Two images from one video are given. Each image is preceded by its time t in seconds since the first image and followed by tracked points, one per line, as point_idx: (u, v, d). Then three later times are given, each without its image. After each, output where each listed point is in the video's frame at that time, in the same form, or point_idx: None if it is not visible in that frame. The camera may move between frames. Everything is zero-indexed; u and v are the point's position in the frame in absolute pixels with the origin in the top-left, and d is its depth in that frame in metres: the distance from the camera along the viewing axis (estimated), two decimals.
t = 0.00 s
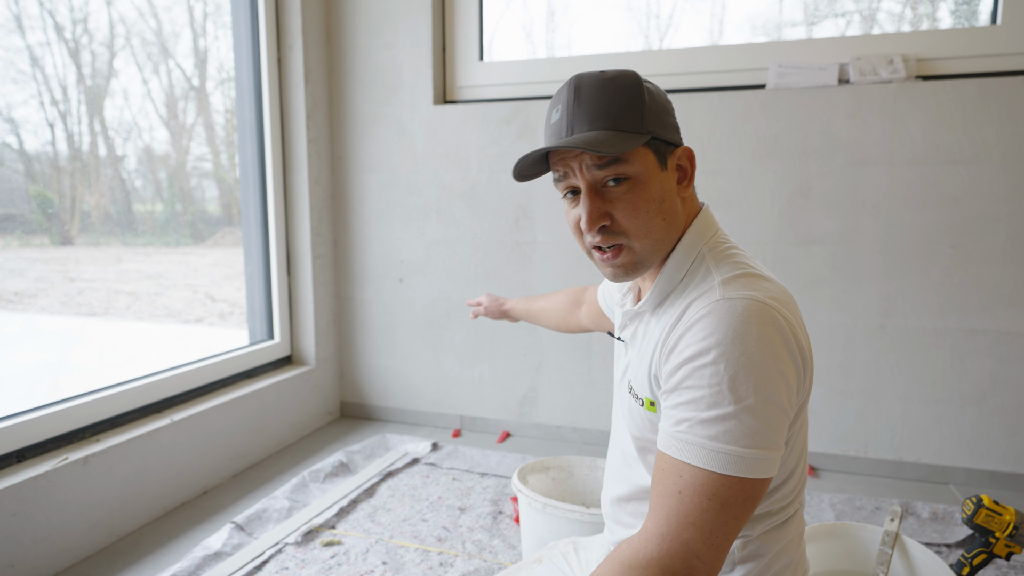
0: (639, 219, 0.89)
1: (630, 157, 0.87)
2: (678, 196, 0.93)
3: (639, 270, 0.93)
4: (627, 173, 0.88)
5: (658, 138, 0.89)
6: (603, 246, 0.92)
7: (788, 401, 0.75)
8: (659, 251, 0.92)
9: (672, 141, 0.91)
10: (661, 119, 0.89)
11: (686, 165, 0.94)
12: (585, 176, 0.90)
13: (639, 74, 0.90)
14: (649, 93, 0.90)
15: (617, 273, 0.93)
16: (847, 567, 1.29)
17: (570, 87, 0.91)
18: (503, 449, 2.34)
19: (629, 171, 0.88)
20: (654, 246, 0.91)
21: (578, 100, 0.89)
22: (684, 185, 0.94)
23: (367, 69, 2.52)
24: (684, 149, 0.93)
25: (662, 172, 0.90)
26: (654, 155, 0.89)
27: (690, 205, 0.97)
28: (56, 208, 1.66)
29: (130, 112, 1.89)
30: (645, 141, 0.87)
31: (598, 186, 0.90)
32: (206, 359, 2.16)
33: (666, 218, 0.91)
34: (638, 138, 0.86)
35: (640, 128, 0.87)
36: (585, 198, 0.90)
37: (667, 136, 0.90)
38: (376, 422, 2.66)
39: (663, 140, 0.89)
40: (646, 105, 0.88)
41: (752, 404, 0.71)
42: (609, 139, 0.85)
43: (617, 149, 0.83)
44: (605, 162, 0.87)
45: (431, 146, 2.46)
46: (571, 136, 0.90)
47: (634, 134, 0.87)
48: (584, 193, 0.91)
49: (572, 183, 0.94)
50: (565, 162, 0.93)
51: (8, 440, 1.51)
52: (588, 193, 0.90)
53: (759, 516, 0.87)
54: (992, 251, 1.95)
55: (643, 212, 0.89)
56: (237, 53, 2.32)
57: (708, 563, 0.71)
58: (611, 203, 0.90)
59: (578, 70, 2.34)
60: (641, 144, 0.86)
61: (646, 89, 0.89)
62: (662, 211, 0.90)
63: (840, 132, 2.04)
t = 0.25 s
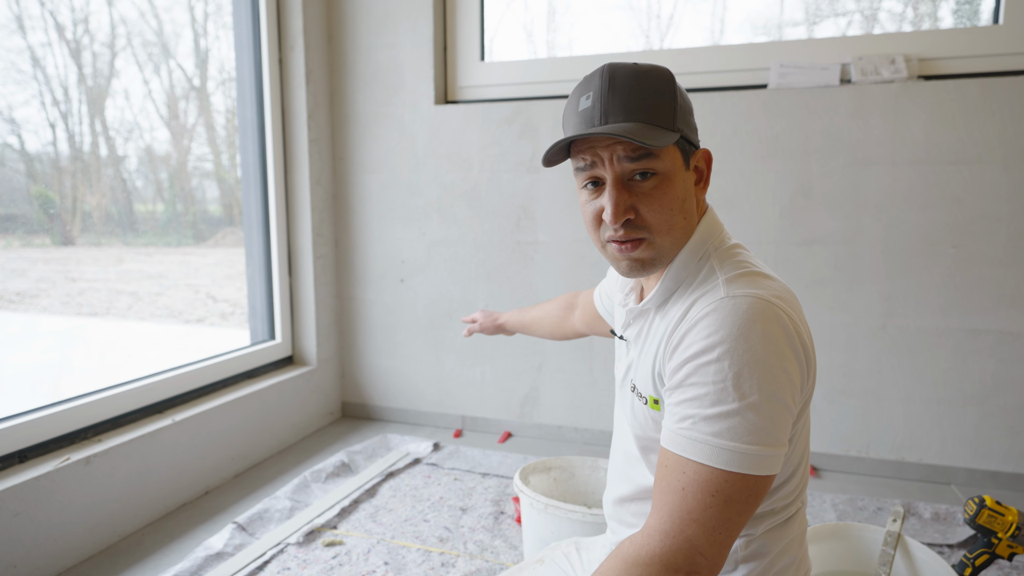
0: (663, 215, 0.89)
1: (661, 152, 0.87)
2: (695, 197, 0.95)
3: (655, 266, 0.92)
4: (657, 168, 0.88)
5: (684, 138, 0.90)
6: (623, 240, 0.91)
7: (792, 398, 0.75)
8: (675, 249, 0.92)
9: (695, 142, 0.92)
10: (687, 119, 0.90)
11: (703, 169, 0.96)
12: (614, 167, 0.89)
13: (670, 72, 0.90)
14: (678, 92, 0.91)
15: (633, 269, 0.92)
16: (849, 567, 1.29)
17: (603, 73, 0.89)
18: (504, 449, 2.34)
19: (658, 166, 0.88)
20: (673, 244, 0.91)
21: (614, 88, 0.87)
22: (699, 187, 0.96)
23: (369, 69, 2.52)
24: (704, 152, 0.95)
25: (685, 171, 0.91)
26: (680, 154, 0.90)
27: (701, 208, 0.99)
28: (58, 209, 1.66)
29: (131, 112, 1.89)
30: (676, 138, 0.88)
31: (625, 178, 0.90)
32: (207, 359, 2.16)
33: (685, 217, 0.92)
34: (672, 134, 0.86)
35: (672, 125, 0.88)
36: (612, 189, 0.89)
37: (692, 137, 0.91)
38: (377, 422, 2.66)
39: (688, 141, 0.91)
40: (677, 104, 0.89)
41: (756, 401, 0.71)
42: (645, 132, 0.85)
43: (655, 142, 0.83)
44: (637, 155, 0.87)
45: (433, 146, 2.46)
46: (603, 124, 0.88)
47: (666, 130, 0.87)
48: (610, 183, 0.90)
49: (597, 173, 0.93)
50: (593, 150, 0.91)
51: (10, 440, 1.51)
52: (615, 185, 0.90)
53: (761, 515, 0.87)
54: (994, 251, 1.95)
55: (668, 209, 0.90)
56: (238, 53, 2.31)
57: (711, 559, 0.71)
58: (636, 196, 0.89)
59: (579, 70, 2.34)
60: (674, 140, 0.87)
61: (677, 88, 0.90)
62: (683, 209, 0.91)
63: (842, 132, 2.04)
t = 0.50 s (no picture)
0: (663, 216, 0.89)
1: (660, 153, 0.87)
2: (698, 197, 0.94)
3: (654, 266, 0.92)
4: (656, 169, 0.87)
5: (686, 138, 0.89)
6: (622, 240, 0.91)
7: (797, 398, 0.75)
8: (676, 250, 0.92)
9: (697, 142, 0.91)
10: (689, 119, 0.89)
11: (707, 168, 0.95)
12: (613, 168, 0.89)
13: (673, 71, 0.90)
14: (680, 91, 0.90)
15: (632, 268, 0.92)
16: (851, 568, 1.29)
17: (604, 74, 0.89)
18: (506, 449, 2.34)
19: (657, 167, 0.87)
20: (672, 245, 0.91)
21: (614, 89, 0.87)
22: (702, 186, 0.95)
23: (370, 69, 2.52)
24: (708, 151, 0.94)
25: (687, 171, 0.90)
26: (681, 154, 0.89)
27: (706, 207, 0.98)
28: (59, 209, 1.66)
29: (132, 112, 1.89)
30: (676, 139, 0.87)
31: (624, 179, 0.89)
32: (209, 359, 2.16)
33: (686, 218, 0.91)
34: (670, 135, 0.86)
35: (672, 125, 0.87)
36: (610, 189, 0.89)
37: (694, 136, 0.90)
38: (379, 422, 2.66)
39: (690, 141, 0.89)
40: (678, 104, 0.88)
41: (761, 401, 0.71)
42: (644, 133, 0.85)
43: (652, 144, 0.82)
44: (635, 155, 0.87)
45: (434, 146, 2.46)
46: (602, 125, 0.88)
47: (665, 131, 0.86)
48: (609, 184, 0.90)
49: (597, 173, 0.93)
50: (592, 150, 0.91)
51: (12, 440, 1.51)
52: (614, 185, 0.89)
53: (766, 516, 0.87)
54: (996, 250, 1.94)
55: (667, 210, 0.89)
56: (239, 53, 2.31)
57: (714, 559, 0.71)
58: (636, 197, 0.89)
59: (580, 70, 2.34)
60: (673, 141, 0.86)
61: (679, 87, 0.89)
62: (684, 210, 0.90)
63: (844, 132, 2.03)
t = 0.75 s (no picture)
0: (650, 220, 0.89)
1: (644, 158, 0.86)
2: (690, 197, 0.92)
3: (646, 270, 0.92)
4: (640, 174, 0.87)
5: (673, 139, 0.88)
6: (611, 245, 0.91)
7: (798, 404, 0.74)
8: (668, 252, 0.91)
9: (687, 142, 0.90)
10: (675, 119, 0.88)
11: (701, 167, 0.93)
12: (596, 175, 0.89)
13: (658, 72, 0.89)
14: (666, 91, 0.88)
15: (625, 272, 0.93)
16: (853, 567, 1.29)
17: (586, 83, 0.90)
18: (507, 450, 2.34)
19: (641, 172, 0.87)
20: (662, 247, 0.90)
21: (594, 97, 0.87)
22: (697, 186, 0.93)
23: (371, 69, 2.52)
24: (700, 149, 0.92)
25: (676, 173, 0.89)
26: (667, 156, 0.88)
27: (703, 206, 0.96)
28: (60, 209, 1.66)
29: (132, 112, 1.89)
30: (659, 142, 0.86)
31: (609, 185, 0.89)
32: (210, 359, 2.16)
33: (676, 220, 0.90)
34: (652, 139, 0.85)
35: (655, 128, 0.86)
36: (596, 197, 0.89)
37: (682, 137, 0.89)
38: (380, 422, 2.66)
39: (676, 142, 0.88)
40: (661, 105, 0.87)
41: (761, 408, 0.71)
42: (622, 139, 0.85)
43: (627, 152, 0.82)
44: (617, 163, 0.86)
45: (435, 146, 2.46)
46: (585, 134, 0.89)
47: (648, 135, 0.85)
48: (595, 191, 0.90)
49: (585, 180, 0.93)
50: (578, 159, 0.92)
51: (13, 441, 1.51)
52: (599, 192, 0.89)
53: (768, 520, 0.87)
54: (998, 250, 1.94)
55: (654, 213, 0.88)
56: (240, 53, 2.31)
57: (716, 566, 0.71)
58: (621, 203, 0.89)
59: (581, 70, 2.33)
60: (655, 146, 0.85)
61: (664, 87, 0.88)
62: (674, 212, 0.89)
63: (845, 132, 2.03)
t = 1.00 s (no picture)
0: (654, 223, 0.88)
1: (649, 161, 0.86)
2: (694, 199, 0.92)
3: (649, 272, 0.92)
4: (644, 177, 0.86)
5: (677, 142, 0.87)
6: (614, 248, 0.91)
7: (801, 406, 0.74)
8: (672, 255, 0.91)
9: (691, 144, 0.90)
10: (680, 121, 0.88)
11: (705, 168, 0.93)
12: (601, 178, 0.89)
13: (663, 72, 0.88)
14: (671, 92, 0.88)
15: (629, 274, 0.93)
16: (854, 568, 1.29)
17: (591, 84, 0.89)
18: (508, 450, 2.34)
19: (646, 175, 0.86)
20: (667, 250, 0.90)
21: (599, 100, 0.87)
22: (701, 187, 0.93)
23: (372, 69, 2.52)
24: (704, 151, 0.92)
25: (680, 176, 0.89)
26: (672, 159, 0.87)
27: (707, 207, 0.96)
28: (61, 209, 1.66)
29: (133, 112, 1.89)
30: (664, 145, 0.86)
31: (613, 188, 0.89)
32: (211, 359, 2.16)
33: (681, 223, 0.90)
34: (657, 142, 0.85)
35: (660, 131, 0.86)
36: (600, 200, 0.89)
37: (686, 139, 0.89)
38: (381, 422, 2.66)
39: (681, 144, 0.88)
40: (666, 107, 0.86)
41: (764, 409, 0.71)
42: (627, 143, 0.84)
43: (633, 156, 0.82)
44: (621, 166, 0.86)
45: (436, 146, 2.46)
46: (590, 137, 0.88)
47: (653, 138, 0.85)
48: (599, 194, 0.89)
49: (588, 183, 0.93)
50: (581, 161, 0.91)
51: (14, 441, 1.51)
52: (603, 195, 0.89)
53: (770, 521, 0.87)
54: (999, 251, 1.94)
55: (658, 217, 0.88)
56: (241, 53, 2.32)
57: (717, 567, 0.71)
58: (626, 206, 0.89)
59: (582, 70, 2.33)
60: (660, 149, 0.85)
61: (668, 89, 0.88)
62: (678, 215, 0.89)
63: (847, 132, 2.03)
